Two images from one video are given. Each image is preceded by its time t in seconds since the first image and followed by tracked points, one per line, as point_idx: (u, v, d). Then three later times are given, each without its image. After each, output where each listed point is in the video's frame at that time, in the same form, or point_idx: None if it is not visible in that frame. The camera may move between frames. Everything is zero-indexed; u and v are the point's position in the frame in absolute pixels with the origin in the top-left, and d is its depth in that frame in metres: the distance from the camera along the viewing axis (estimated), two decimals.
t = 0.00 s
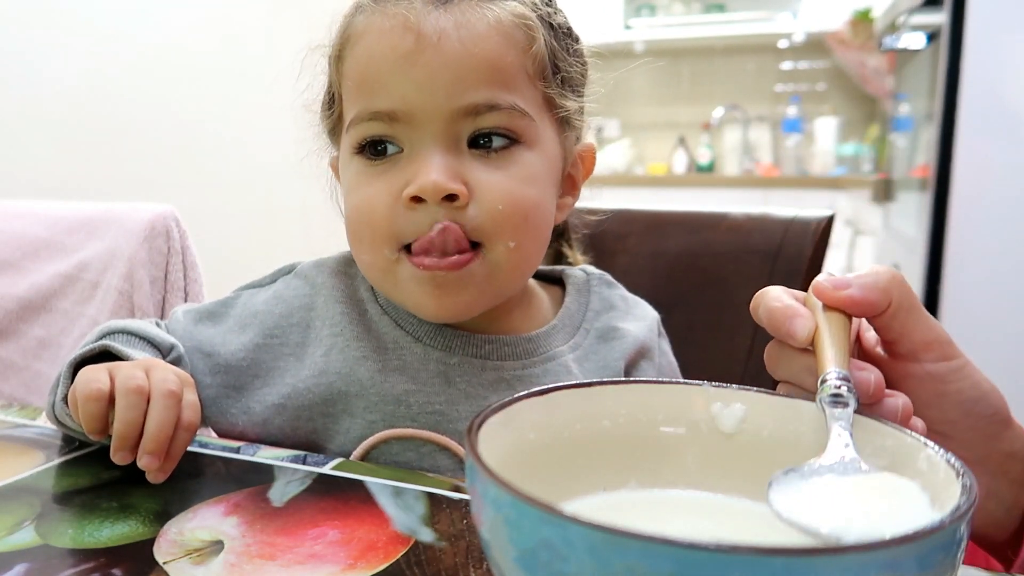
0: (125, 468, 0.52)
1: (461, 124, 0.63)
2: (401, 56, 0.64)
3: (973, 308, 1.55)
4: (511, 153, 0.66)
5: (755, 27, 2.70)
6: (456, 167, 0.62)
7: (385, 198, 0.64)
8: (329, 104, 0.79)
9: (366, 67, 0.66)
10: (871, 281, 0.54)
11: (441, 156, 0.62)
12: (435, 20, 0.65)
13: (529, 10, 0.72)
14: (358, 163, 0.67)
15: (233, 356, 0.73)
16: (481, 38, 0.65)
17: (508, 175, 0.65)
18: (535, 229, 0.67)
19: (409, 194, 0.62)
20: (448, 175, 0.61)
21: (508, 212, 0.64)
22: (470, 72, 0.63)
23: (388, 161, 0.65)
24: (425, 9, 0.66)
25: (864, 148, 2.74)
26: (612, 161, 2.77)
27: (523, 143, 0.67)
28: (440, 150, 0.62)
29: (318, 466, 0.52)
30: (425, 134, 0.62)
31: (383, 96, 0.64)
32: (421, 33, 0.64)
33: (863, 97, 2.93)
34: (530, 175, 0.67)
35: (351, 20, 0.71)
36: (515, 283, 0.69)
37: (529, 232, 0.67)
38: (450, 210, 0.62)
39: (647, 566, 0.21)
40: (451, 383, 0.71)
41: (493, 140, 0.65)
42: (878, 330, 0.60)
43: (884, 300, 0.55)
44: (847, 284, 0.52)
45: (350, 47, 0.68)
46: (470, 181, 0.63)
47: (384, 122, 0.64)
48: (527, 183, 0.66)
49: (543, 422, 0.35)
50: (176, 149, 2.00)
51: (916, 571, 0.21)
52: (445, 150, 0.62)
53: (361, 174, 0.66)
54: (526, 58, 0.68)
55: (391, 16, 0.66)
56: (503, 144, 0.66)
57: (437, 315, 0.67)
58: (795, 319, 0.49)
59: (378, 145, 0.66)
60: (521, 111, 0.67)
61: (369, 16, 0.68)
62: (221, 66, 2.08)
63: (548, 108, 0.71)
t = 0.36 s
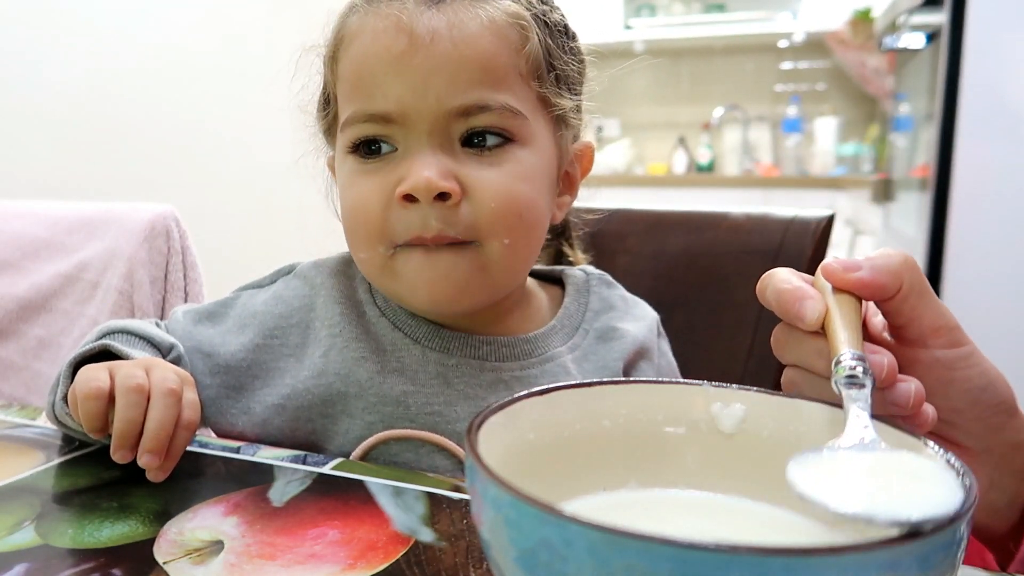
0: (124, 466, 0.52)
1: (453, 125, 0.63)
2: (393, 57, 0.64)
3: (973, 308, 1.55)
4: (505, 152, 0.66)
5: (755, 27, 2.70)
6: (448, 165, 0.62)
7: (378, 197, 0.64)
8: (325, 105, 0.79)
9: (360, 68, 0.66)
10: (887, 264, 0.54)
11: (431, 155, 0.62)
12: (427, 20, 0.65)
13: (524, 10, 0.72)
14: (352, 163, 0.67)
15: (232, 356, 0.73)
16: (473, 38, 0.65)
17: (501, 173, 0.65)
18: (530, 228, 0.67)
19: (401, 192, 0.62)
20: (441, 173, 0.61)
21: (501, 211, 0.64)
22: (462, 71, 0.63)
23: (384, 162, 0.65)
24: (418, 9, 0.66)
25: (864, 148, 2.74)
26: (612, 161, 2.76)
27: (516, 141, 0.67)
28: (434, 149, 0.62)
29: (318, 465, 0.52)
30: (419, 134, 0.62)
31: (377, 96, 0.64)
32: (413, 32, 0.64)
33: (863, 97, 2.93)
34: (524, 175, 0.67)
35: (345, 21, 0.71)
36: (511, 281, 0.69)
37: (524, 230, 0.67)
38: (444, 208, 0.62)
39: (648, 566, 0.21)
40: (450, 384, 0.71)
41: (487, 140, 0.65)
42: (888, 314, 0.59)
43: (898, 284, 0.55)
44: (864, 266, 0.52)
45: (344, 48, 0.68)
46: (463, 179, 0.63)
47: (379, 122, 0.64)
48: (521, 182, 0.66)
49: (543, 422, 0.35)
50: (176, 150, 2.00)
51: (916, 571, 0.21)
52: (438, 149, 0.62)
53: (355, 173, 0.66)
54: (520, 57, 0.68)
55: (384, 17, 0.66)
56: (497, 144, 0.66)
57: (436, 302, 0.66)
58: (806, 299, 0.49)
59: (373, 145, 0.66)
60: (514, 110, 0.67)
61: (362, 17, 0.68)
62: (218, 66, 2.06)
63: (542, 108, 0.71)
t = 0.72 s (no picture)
0: (124, 468, 0.52)
1: (452, 119, 0.63)
2: (393, 51, 0.64)
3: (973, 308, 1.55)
4: (504, 151, 0.66)
5: (755, 27, 2.70)
6: (447, 159, 0.62)
7: (378, 194, 0.64)
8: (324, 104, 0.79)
9: (360, 63, 0.66)
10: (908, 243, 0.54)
11: (430, 147, 0.62)
12: (429, 16, 0.65)
13: (524, 8, 0.72)
14: (352, 159, 0.67)
15: (232, 355, 0.73)
16: (473, 33, 0.65)
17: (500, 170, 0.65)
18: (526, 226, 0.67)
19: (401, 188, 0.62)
20: (440, 168, 0.61)
21: (497, 207, 0.65)
22: (462, 67, 0.63)
23: (383, 158, 0.65)
24: (419, 4, 0.66)
25: (864, 148, 2.74)
26: (612, 161, 2.76)
27: (515, 138, 0.67)
28: (433, 145, 0.62)
29: (318, 466, 0.52)
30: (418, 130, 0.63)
31: (377, 91, 0.64)
32: (414, 28, 0.64)
33: (863, 97, 2.93)
34: (522, 173, 0.67)
35: (345, 18, 0.71)
36: (506, 280, 0.69)
37: (519, 228, 0.67)
38: (440, 206, 0.62)
39: (648, 566, 0.21)
40: (448, 384, 0.71)
41: (486, 137, 0.65)
42: (909, 296, 0.60)
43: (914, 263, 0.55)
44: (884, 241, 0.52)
45: (344, 45, 0.68)
46: (462, 176, 0.63)
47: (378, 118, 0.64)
48: (518, 181, 0.66)
49: (542, 422, 0.35)
50: (176, 150, 2.00)
51: (916, 571, 0.21)
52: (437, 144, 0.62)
53: (355, 169, 0.66)
54: (519, 56, 0.68)
55: (385, 12, 0.66)
56: (495, 142, 0.66)
57: (434, 321, 0.69)
58: (829, 269, 0.48)
59: (372, 140, 0.66)
60: (513, 106, 0.67)
61: (363, 13, 0.68)
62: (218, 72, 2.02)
63: (541, 106, 0.71)
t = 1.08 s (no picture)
0: (126, 466, 0.52)
1: (451, 124, 0.63)
2: (392, 55, 0.64)
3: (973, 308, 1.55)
4: (503, 153, 0.66)
5: (755, 27, 2.69)
6: (445, 166, 0.62)
7: (374, 199, 0.64)
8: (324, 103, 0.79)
9: (358, 65, 0.66)
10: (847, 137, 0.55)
11: (427, 153, 0.62)
12: (428, 18, 0.65)
13: (525, 9, 0.72)
14: (350, 161, 0.67)
15: (231, 355, 0.73)
16: (474, 36, 0.65)
17: (499, 176, 0.65)
18: (524, 229, 0.67)
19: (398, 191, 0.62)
20: (436, 173, 0.61)
21: (496, 215, 0.64)
22: (461, 70, 0.63)
23: (382, 161, 0.65)
24: (418, 7, 0.66)
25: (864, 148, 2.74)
26: (611, 161, 2.76)
27: (515, 143, 0.67)
28: (431, 150, 0.62)
29: (318, 466, 0.52)
30: (416, 133, 0.63)
31: (376, 93, 0.64)
32: (414, 30, 0.64)
33: (863, 97, 2.92)
34: (522, 178, 0.67)
35: (346, 17, 0.71)
36: (506, 286, 0.70)
37: (518, 234, 0.67)
38: (437, 213, 0.62)
39: (649, 566, 0.21)
40: (448, 382, 0.71)
41: (485, 140, 0.65)
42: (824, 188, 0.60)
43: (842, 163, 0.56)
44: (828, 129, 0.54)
45: (343, 46, 0.68)
46: (460, 180, 0.63)
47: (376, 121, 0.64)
48: (517, 186, 0.66)
49: (543, 421, 0.35)
50: (176, 150, 2.00)
51: (916, 571, 0.21)
52: (434, 149, 0.63)
53: (352, 172, 0.67)
54: (520, 58, 0.68)
55: (386, 13, 0.66)
56: (494, 145, 0.66)
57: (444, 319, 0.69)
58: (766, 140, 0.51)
59: (371, 142, 0.66)
60: (513, 111, 0.66)
61: (363, 14, 0.68)
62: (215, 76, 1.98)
63: (542, 109, 0.71)
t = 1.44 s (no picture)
0: (125, 467, 0.52)
1: (451, 131, 0.63)
2: (394, 62, 0.64)
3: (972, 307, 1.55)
4: (507, 159, 0.66)
5: (756, 28, 2.70)
6: (445, 171, 0.62)
7: (378, 205, 0.64)
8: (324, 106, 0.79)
9: (359, 72, 0.66)
10: (734, 144, 0.58)
11: (428, 159, 0.62)
12: (429, 26, 0.65)
13: (525, 13, 0.72)
14: (353, 168, 0.67)
15: (231, 355, 0.73)
16: (475, 44, 0.65)
17: (502, 182, 0.65)
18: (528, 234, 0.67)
19: (401, 196, 0.62)
20: (439, 177, 0.61)
21: (497, 216, 0.64)
22: (463, 78, 0.63)
23: (383, 167, 0.65)
24: (418, 13, 0.66)
25: (864, 148, 2.74)
26: (612, 161, 2.76)
27: (517, 150, 0.67)
28: (432, 156, 0.62)
29: (318, 466, 0.52)
30: (418, 140, 0.63)
31: (377, 101, 0.64)
32: (414, 38, 0.64)
33: (863, 97, 2.93)
34: (523, 183, 0.67)
35: (347, 22, 0.71)
36: (504, 284, 0.69)
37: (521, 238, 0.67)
38: (444, 211, 0.62)
39: (649, 566, 0.21)
40: (448, 383, 0.70)
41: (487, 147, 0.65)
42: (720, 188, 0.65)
43: (728, 169, 0.59)
44: (715, 135, 0.58)
45: (345, 52, 0.68)
46: (464, 184, 0.63)
47: (377, 129, 0.64)
48: (518, 191, 0.66)
49: (543, 422, 0.35)
50: (176, 150, 2.00)
51: (915, 571, 0.22)
52: (435, 156, 0.63)
53: (355, 179, 0.67)
54: (520, 64, 0.68)
55: (387, 20, 0.66)
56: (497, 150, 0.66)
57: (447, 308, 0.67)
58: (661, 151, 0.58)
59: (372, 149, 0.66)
60: (514, 118, 0.67)
61: (363, 20, 0.68)
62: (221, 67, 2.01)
63: (543, 115, 0.71)
